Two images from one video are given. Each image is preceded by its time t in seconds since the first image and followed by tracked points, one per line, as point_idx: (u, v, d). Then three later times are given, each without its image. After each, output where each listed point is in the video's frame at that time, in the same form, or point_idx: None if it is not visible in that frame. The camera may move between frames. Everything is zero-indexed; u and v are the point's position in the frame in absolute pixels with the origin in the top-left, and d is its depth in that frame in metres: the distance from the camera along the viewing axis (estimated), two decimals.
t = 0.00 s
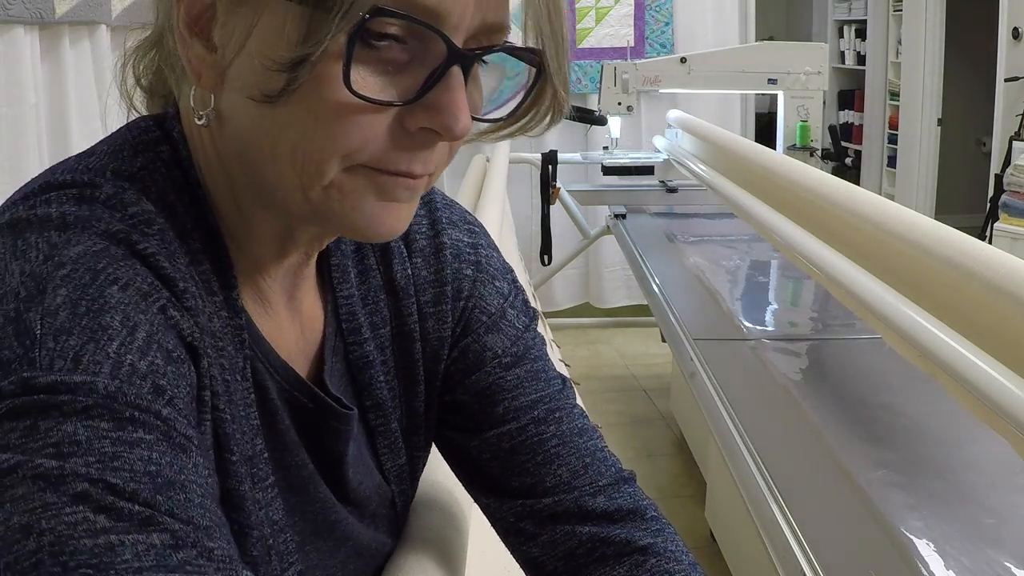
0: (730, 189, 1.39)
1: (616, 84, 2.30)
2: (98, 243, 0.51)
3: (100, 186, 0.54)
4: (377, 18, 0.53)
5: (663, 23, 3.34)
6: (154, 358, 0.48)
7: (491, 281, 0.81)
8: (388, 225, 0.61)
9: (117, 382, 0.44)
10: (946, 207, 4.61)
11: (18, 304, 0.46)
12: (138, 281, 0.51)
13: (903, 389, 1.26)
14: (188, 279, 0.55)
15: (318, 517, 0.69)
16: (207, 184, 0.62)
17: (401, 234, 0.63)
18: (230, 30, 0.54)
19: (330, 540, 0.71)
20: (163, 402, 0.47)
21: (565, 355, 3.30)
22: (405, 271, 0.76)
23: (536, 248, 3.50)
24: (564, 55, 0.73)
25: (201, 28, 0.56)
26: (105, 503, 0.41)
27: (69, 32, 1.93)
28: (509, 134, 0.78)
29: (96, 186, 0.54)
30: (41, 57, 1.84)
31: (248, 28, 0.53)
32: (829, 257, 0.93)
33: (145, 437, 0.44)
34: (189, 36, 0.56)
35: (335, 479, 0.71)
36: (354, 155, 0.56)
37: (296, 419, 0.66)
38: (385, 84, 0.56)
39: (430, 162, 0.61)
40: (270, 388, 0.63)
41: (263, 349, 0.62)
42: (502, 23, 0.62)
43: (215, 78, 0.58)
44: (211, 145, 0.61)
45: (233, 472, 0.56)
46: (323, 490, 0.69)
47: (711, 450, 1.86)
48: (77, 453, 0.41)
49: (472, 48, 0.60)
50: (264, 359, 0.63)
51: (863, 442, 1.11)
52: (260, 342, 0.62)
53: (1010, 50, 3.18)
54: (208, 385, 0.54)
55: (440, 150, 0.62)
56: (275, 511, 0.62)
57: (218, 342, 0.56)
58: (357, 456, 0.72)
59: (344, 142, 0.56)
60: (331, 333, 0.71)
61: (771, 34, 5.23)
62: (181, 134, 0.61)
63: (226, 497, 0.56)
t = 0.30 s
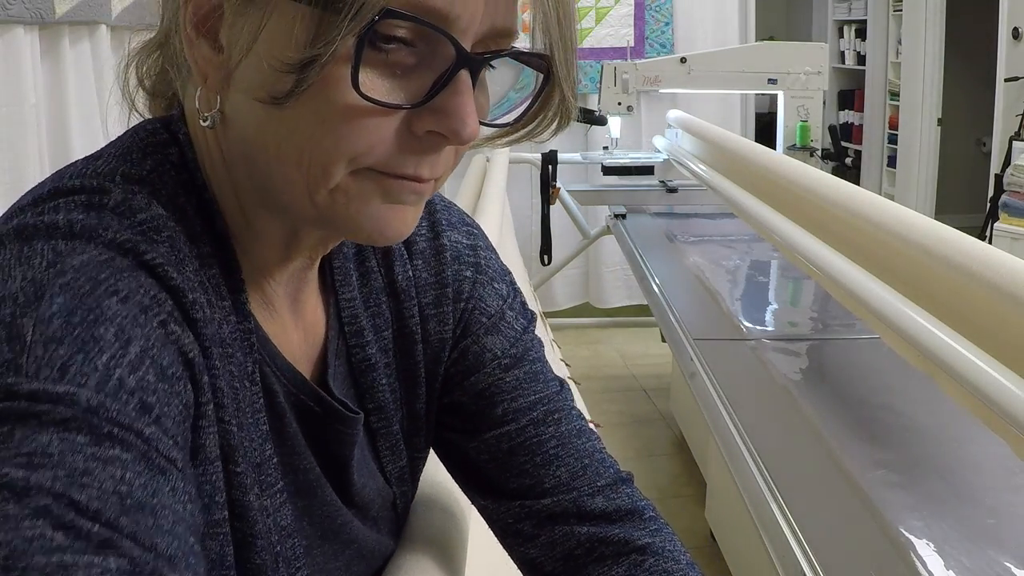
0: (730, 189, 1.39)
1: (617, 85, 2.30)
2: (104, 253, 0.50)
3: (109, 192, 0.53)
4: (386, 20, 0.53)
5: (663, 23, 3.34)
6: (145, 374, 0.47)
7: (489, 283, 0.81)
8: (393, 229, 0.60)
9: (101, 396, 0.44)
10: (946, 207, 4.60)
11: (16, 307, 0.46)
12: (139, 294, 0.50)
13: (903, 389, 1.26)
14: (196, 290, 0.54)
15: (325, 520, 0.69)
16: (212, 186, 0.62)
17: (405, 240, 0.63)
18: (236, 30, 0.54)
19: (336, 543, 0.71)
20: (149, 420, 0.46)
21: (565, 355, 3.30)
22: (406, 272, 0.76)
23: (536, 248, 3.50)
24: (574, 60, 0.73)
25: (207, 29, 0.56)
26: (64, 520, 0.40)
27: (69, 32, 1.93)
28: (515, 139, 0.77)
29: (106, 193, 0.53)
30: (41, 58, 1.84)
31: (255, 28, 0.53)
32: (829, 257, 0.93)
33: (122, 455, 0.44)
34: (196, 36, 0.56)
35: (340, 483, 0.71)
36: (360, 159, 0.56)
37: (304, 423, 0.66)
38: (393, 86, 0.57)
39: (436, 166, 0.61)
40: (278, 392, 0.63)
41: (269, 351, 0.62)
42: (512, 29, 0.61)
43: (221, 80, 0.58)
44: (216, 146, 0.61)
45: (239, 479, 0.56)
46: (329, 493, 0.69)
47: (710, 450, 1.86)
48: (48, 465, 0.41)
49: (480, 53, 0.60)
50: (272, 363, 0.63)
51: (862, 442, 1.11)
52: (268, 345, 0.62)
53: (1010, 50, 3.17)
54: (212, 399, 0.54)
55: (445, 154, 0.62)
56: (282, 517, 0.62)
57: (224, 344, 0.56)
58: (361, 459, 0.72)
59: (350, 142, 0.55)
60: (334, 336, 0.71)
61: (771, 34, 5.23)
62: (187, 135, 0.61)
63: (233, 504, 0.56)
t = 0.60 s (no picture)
0: (730, 189, 1.39)
1: (616, 85, 2.30)
2: (87, 275, 0.50)
3: (93, 205, 0.54)
4: (370, 20, 0.53)
5: (663, 23, 3.34)
6: (133, 402, 0.46)
7: (478, 279, 0.81)
8: (379, 231, 0.60)
9: (88, 427, 0.42)
10: (946, 207, 4.60)
11: None
12: (125, 317, 0.50)
13: (901, 388, 1.26)
14: (183, 304, 0.55)
15: (318, 526, 0.69)
16: (198, 191, 0.62)
17: (392, 241, 0.63)
18: (219, 30, 0.54)
19: (331, 548, 0.71)
20: (138, 450, 0.45)
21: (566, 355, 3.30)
22: (393, 271, 0.76)
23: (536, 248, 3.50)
24: (561, 56, 0.73)
25: (189, 33, 0.56)
26: (52, 560, 0.38)
27: (69, 32, 1.93)
28: (502, 136, 0.78)
29: (89, 207, 0.53)
30: (41, 58, 1.84)
31: (236, 29, 0.53)
32: (829, 257, 0.93)
33: (111, 488, 0.42)
34: (177, 35, 0.56)
35: (332, 487, 0.71)
36: (345, 159, 0.56)
37: (294, 428, 0.66)
38: (376, 86, 0.56)
39: (420, 165, 0.61)
40: (266, 398, 0.63)
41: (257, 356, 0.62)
42: (497, 25, 0.61)
43: (205, 82, 0.58)
44: (200, 148, 0.61)
45: (231, 495, 0.56)
46: (322, 496, 0.69)
47: (710, 451, 1.86)
48: (35, 503, 0.40)
49: (467, 52, 0.60)
50: (260, 370, 0.63)
51: (860, 442, 1.11)
52: (256, 350, 0.62)
53: (1011, 51, 3.17)
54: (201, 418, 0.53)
55: (430, 155, 0.61)
56: (277, 524, 0.62)
57: (212, 355, 0.56)
58: (353, 460, 0.72)
59: (333, 144, 0.56)
60: (322, 337, 0.71)
61: (771, 34, 5.23)
62: (172, 139, 0.61)
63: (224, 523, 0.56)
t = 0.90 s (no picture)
0: (730, 189, 1.39)
1: (616, 85, 2.30)
2: (105, 273, 0.50)
3: (109, 203, 0.54)
4: (388, 14, 0.53)
5: (663, 23, 3.34)
6: (152, 402, 0.46)
7: (481, 279, 0.81)
8: (390, 231, 0.60)
9: (109, 428, 0.42)
10: (946, 207, 4.61)
11: (16, 334, 0.44)
12: (143, 316, 0.50)
13: (902, 388, 1.26)
14: (201, 302, 0.55)
15: (323, 527, 0.69)
16: (212, 194, 0.62)
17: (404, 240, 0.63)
18: (236, 26, 0.54)
19: (337, 549, 0.71)
20: (158, 450, 0.45)
21: (565, 354, 3.30)
22: (397, 271, 0.76)
23: (536, 248, 3.50)
24: (570, 53, 0.73)
25: (204, 30, 0.56)
26: (76, 564, 0.38)
27: (69, 32, 1.93)
28: (511, 134, 0.78)
29: (106, 205, 0.54)
30: (42, 58, 1.84)
31: (255, 25, 0.53)
32: (829, 257, 0.93)
33: (133, 489, 0.42)
34: (193, 33, 0.57)
35: (337, 488, 0.71)
36: (364, 155, 0.56)
37: (303, 427, 0.66)
38: (396, 81, 0.56)
39: (435, 162, 0.60)
40: (275, 397, 0.63)
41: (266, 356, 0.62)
42: (509, 23, 0.61)
43: (221, 80, 0.58)
44: (212, 146, 0.61)
45: (246, 494, 0.56)
46: (328, 497, 0.69)
47: (710, 450, 1.86)
48: (58, 505, 0.40)
49: (480, 48, 0.60)
50: (270, 370, 0.63)
51: (861, 442, 1.11)
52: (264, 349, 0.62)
53: (1011, 51, 3.17)
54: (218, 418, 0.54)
55: (446, 152, 0.61)
56: (284, 523, 0.62)
57: (226, 351, 0.56)
58: (356, 461, 0.72)
59: (355, 140, 0.56)
60: (327, 337, 0.71)
61: (771, 34, 5.23)
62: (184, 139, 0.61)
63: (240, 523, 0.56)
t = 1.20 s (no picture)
0: (730, 189, 1.39)
1: (616, 85, 2.30)
2: (100, 283, 0.50)
3: (107, 211, 0.54)
4: (401, 25, 0.53)
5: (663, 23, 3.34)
6: (145, 419, 0.46)
7: (489, 284, 0.81)
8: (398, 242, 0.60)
9: (100, 448, 0.42)
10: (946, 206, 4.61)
11: (9, 349, 0.45)
12: (137, 328, 0.49)
13: (903, 388, 1.26)
14: (198, 311, 0.54)
15: (327, 532, 0.69)
16: (215, 199, 0.62)
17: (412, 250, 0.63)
18: (246, 35, 0.54)
19: (342, 553, 0.71)
20: (151, 469, 0.44)
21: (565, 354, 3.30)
22: (404, 277, 0.76)
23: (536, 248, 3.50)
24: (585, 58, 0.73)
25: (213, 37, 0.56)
26: None
27: (69, 32, 1.93)
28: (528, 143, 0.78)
29: (104, 213, 0.54)
30: (42, 58, 1.84)
31: (264, 34, 0.53)
32: (829, 257, 0.93)
33: (125, 510, 0.42)
34: (199, 40, 0.57)
35: (341, 492, 0.71)
36: (372, 166, 0.56)
37: (307, 433, 0.66)
38: (407, 91, 0.56)
39: (446, 173, 0.61)
40: (280, 405, 0.64)
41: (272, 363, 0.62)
42: (520, 32, 0.61)
43: (226, 87, 0.58)
44: (219, 152, 0.61)
45: (245, 503, 0.56)
46: (334, 501, 0.69)
47: (710, 451, 1.86)
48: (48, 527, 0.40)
49: (491, 58, 0.60)
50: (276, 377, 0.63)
51: (861, 442, 1.11)
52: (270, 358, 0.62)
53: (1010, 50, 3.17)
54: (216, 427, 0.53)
55: (456, 163, 0.61)
56: (294, 530, 0.62)
57: (228, 354, 0.56)
58: (361, 468, 0.73)
59: (365, 151, 0.56)
60: (332, 343, 0.71)
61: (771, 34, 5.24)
62: (188, 146, 0.61)
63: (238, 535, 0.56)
